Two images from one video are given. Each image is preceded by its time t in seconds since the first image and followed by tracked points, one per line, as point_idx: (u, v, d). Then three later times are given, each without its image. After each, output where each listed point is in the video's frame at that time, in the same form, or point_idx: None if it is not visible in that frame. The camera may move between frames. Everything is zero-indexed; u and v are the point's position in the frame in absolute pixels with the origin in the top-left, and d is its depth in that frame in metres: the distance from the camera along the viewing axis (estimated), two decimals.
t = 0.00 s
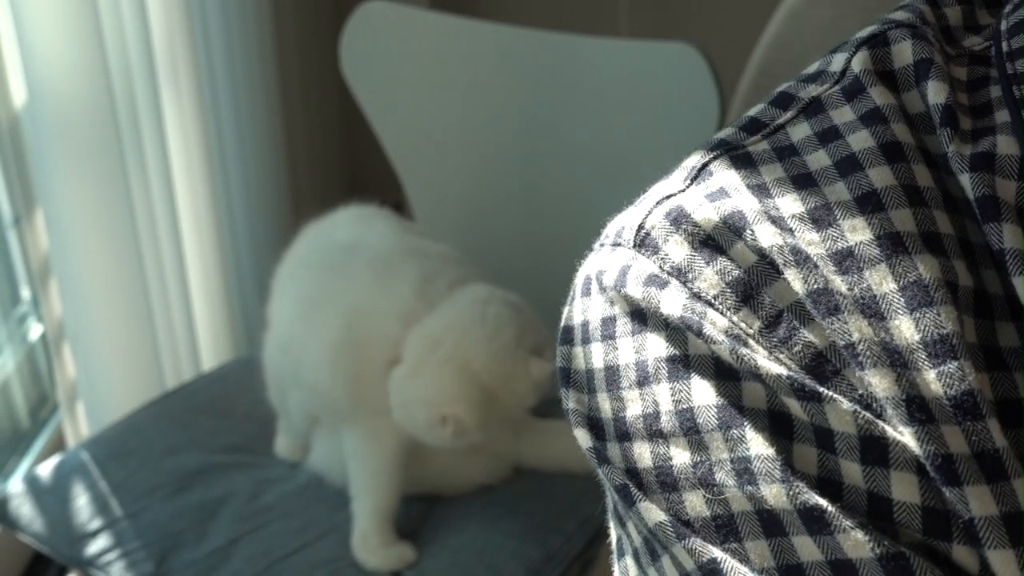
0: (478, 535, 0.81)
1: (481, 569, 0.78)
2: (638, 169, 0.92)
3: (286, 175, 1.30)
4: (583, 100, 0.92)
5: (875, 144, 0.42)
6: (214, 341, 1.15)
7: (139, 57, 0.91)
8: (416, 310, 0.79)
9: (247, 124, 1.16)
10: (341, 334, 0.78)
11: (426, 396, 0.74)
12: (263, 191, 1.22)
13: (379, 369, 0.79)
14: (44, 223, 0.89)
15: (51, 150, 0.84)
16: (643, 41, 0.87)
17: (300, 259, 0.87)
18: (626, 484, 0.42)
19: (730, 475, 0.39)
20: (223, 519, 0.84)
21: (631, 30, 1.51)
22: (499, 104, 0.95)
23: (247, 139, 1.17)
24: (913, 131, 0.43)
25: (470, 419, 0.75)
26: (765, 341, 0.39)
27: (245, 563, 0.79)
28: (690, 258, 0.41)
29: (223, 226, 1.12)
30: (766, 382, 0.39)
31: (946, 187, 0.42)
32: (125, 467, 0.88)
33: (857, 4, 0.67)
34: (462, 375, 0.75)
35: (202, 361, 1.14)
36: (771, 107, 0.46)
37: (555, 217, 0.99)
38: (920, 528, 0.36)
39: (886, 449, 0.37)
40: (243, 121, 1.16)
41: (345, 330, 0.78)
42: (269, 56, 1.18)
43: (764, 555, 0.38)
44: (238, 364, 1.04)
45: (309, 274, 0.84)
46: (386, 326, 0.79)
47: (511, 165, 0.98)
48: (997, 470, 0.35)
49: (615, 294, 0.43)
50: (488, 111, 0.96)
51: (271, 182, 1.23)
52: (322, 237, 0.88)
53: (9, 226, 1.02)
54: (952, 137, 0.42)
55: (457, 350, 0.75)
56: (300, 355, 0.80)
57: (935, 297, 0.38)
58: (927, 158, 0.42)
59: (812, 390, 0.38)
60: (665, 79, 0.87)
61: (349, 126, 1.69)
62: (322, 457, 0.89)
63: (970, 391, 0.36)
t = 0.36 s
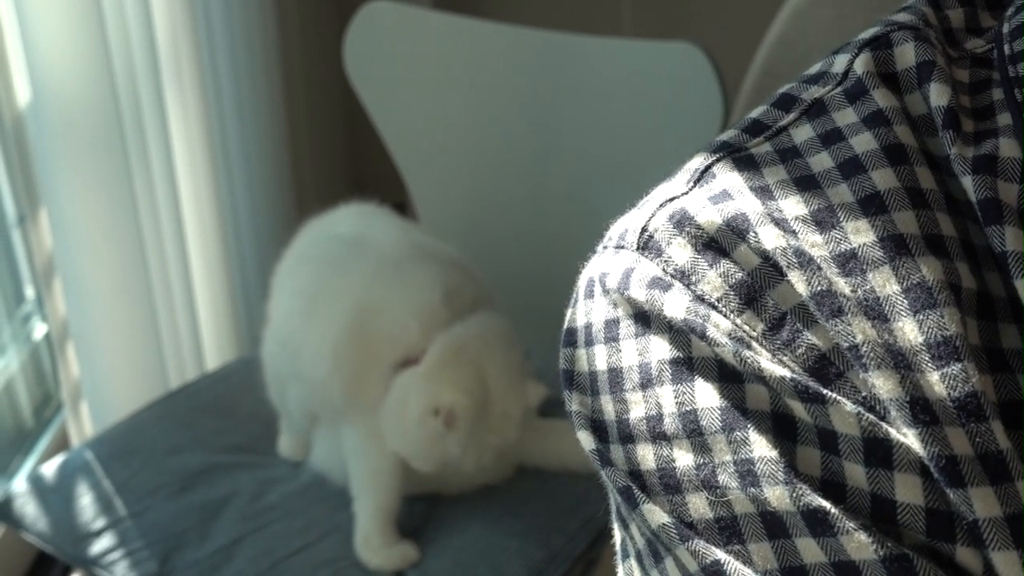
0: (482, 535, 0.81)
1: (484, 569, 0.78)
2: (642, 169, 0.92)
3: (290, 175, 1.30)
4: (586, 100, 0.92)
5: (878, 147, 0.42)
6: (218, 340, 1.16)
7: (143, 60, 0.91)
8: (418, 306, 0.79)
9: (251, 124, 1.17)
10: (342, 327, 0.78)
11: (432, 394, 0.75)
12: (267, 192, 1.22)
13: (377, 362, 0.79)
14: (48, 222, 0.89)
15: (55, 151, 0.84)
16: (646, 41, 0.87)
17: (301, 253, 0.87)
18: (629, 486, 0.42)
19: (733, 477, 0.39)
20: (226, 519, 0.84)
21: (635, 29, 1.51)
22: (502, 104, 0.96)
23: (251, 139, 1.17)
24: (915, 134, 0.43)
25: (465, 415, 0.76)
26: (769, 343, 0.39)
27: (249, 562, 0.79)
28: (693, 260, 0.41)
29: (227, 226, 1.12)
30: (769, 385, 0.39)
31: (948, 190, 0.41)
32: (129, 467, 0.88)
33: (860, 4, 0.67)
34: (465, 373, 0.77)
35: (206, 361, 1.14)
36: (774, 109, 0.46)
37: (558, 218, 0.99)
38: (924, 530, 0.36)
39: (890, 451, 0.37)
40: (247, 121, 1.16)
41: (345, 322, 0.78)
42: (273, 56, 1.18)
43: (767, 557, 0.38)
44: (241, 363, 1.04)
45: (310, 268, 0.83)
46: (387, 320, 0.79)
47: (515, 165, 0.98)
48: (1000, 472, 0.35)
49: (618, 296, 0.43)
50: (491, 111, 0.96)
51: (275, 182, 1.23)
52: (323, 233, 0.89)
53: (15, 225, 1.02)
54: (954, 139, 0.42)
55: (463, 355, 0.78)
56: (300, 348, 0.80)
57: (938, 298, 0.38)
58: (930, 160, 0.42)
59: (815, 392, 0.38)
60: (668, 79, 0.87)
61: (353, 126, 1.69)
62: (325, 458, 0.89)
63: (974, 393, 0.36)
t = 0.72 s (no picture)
0: (485, 534, 0.81)
1: (487, 568, 0.78)
2: (645, 167, 0.92)
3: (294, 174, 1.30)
4: (589, 100, 0.92)
5: (879, 146, 0.42)
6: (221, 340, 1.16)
7: (147, 62, 0.92)
8: (424, 302, 0.79)
9: (255, 125, 1.17)
10: (346, 322, 0.78)
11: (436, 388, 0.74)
12: (270, 191, 1.22)
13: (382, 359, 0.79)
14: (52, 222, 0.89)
15: (59, 152, 0.84)
16: (649, 41, 0.87)
17: (307, 250, 0.87)
18: (630, 484, 0.42)
19: (734, 476, 0.39)
20: (230, 518, 0.84)
21: (639, 29, 1.51)
22: (504, 103, 0.96)
23: (254, 138, 1.17)
24: (916, 133, 0.43)
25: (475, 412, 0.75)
26: (770, 342, 0.39)
27: (252, 561, 0.79)
28: (694, 260, 0.41)
29: (230, 225, 1.12)
30: (771, 383, 0.39)
31: (948, 190, 0.42)
32: (133, 465, 0.89)
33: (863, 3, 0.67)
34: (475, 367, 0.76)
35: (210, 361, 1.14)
36: (775, 108, 0.46)
37: (561, 217, 0.99)
38: (925, 529, 0.36)
39: (891, 449, 0.37)
40: (251, 121, 1.16)
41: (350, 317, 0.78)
42: (276, 55, 1.18)
43: (768, 556, 0.38)
44: (245, 362, 1.04)
45: (315, 265, 0.84)
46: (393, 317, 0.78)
47: (517, 164, 0.98)
48: (1001, 470, 0.35)
49: (619, 295, 0.43)
50: (494, 110, 0.96)
51: (278, 182, 1.23)
52: (328, 231, 0.89)
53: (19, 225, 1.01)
54: (954, 139, 0.42)
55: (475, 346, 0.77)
56: (303, 344, 0.80)
57: (940, 298, 0.38)
58: (930, 159, 0.42)
59: (817, 391, 0.38)
60: (671, 78, 0.87)
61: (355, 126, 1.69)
62: (328, 456, 0.89)
63: (976, 391, 0.36)
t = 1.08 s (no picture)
0: (489, 533, 0.81)
1: (491, 567, 0.78)
2: (649, 166, 0.92)
3: (297, 174, 1.30)
4: (593, 100, 0.92)
5: (883, 146, 0.42)
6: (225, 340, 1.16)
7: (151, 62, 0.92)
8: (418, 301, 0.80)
9: (259, 125, 1.17)
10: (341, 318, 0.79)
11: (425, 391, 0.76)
12: (274, 191, 1.22)
13: (375, 349, 0.80)
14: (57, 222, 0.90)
15: (64, 151, 0.85)
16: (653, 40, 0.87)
17: (305, 241, 0.88)
18: (634, 485, 0.42)
19: (738, 478, 0.39)
20: (234, 517, 0.84)
21: (643, 28, 1.51)
22: (508, 103, 0.96)
23: (258, 138, 1.17)
24: (920, 134, 0.43)
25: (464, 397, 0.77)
26: (774, 344, 0.39)
27: (256, 560, 0.79)
28: (699, 260, 0.41)
29: (234, 224, 1.12)
30: (775, 385, 0.39)
31: (953, 191, 0.41)
32: (137, 465, 0.89)
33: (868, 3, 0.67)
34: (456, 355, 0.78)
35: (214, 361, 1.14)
36: (779, 108, 0.46)
37: (565, 217, 0.99)
38: (929, 530, 0.36)
39: (895, 450, 0.37)
40: (255, 121, 1.16)
41: (343, 308, 0.79)
42: (280, 54, 1.18)
43: (772, 557, 0.38)
44: (249, 361, 1.04)
45: (313, 257, 0.84)
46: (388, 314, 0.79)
47: (521, 164, 0.98)
48: (1006, 471, 0.35)
49: (623, 296, 0.43)
50: (498, 109, 0.96)
51: (282, 182, 1.24)
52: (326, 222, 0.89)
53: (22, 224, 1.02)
54: (959, 140, 0.42)
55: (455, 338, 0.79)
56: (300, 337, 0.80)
57: (944, 298, 0.38)
58: (934, 160, 0.42)
59: (821, 392, 0.38)
60: (675, 77, 0.87)
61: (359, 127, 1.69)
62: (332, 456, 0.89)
63: (980, 393, 0.36)
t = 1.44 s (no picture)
0: (493, 532, 0.81)
1: (495, 566, 0.78)
2: (653, 165, 0.92)
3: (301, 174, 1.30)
4: (597, 99, 0.92)
5: (887, 145, 0.42)
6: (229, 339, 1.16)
7: (156, 63, 0.92)
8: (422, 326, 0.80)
9: (263, 124, 1.17)
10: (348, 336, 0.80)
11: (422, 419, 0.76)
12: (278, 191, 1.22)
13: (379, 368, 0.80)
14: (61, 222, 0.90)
15: (68, 152, 0.85)
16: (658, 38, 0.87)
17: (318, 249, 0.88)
18: (638, 485, 0.42)
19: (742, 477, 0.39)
20: (238, 515, 0.85)
21: (647, 27, 1.51)
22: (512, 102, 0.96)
23: (263, 137, 1.18)
24: (924, 133, 0.43)
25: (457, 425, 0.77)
26: (778, 343, 0.39)
27: (260, 558, 0.80)
28: (703, 260, 0.41)
29: (238, 223, 1.12)
30: (779, 384, 0.39)
31: (957, 190, 0.41)
32: (141, 464, 0.89)
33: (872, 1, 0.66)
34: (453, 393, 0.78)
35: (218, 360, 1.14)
36: (783, 108, 0.46)
37: (568, 216, 0.99)
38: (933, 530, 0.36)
39: (900, 450, 0.37)
40: (260, 120, 1.16)
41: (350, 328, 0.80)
42: (285, 54, 1.18)
43: (777, 556, 0.38)
44: (253, 361, 1.04)
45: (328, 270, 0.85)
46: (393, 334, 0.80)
47: (525, 163, 0.98)
48: (1011, 470, 0.35)
49: (627, 295, 0.43)
50: (502, 108, 0.96)
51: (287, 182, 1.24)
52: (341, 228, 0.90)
53: (26, 223, 1.03)
54: (963, 139, 0.42)
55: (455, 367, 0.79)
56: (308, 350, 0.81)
57: (949, 297, 0.37)
58: (938, 159, 0.42)
59: (825, 391, 0.38)
60: (679, 76, 0.87)
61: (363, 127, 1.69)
62: (337, 455, 0.89)
63: (984, 392, 0.36)
